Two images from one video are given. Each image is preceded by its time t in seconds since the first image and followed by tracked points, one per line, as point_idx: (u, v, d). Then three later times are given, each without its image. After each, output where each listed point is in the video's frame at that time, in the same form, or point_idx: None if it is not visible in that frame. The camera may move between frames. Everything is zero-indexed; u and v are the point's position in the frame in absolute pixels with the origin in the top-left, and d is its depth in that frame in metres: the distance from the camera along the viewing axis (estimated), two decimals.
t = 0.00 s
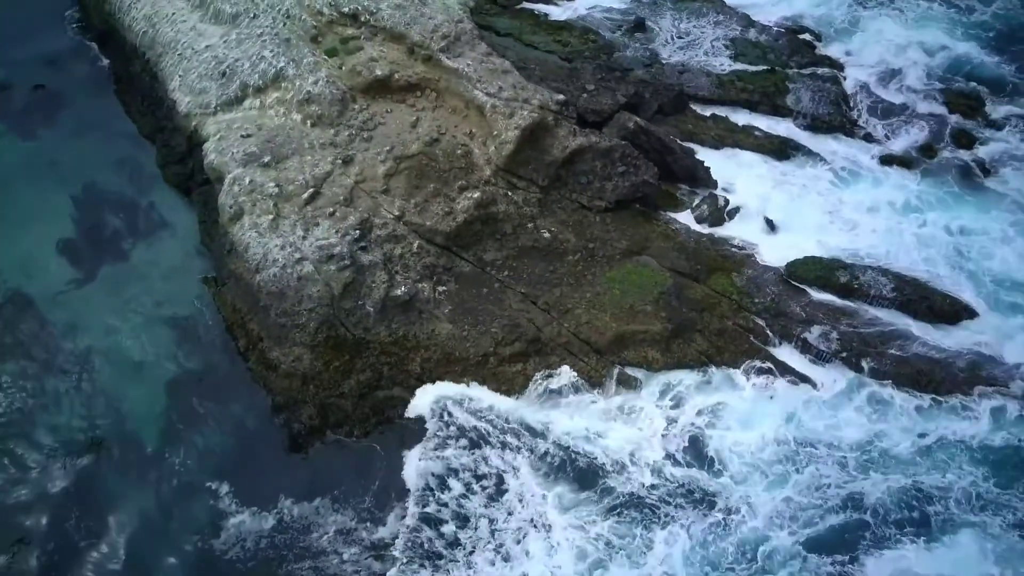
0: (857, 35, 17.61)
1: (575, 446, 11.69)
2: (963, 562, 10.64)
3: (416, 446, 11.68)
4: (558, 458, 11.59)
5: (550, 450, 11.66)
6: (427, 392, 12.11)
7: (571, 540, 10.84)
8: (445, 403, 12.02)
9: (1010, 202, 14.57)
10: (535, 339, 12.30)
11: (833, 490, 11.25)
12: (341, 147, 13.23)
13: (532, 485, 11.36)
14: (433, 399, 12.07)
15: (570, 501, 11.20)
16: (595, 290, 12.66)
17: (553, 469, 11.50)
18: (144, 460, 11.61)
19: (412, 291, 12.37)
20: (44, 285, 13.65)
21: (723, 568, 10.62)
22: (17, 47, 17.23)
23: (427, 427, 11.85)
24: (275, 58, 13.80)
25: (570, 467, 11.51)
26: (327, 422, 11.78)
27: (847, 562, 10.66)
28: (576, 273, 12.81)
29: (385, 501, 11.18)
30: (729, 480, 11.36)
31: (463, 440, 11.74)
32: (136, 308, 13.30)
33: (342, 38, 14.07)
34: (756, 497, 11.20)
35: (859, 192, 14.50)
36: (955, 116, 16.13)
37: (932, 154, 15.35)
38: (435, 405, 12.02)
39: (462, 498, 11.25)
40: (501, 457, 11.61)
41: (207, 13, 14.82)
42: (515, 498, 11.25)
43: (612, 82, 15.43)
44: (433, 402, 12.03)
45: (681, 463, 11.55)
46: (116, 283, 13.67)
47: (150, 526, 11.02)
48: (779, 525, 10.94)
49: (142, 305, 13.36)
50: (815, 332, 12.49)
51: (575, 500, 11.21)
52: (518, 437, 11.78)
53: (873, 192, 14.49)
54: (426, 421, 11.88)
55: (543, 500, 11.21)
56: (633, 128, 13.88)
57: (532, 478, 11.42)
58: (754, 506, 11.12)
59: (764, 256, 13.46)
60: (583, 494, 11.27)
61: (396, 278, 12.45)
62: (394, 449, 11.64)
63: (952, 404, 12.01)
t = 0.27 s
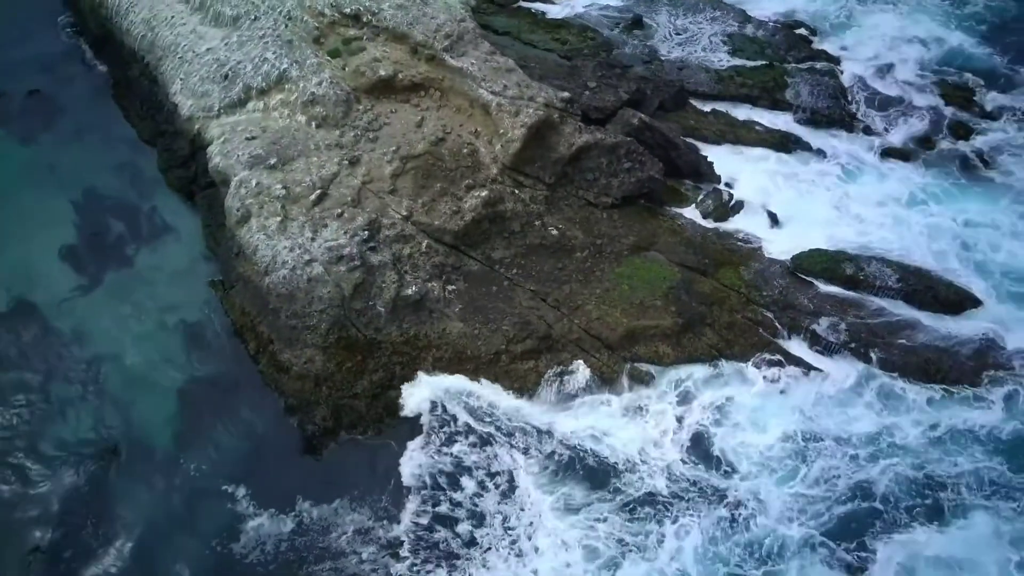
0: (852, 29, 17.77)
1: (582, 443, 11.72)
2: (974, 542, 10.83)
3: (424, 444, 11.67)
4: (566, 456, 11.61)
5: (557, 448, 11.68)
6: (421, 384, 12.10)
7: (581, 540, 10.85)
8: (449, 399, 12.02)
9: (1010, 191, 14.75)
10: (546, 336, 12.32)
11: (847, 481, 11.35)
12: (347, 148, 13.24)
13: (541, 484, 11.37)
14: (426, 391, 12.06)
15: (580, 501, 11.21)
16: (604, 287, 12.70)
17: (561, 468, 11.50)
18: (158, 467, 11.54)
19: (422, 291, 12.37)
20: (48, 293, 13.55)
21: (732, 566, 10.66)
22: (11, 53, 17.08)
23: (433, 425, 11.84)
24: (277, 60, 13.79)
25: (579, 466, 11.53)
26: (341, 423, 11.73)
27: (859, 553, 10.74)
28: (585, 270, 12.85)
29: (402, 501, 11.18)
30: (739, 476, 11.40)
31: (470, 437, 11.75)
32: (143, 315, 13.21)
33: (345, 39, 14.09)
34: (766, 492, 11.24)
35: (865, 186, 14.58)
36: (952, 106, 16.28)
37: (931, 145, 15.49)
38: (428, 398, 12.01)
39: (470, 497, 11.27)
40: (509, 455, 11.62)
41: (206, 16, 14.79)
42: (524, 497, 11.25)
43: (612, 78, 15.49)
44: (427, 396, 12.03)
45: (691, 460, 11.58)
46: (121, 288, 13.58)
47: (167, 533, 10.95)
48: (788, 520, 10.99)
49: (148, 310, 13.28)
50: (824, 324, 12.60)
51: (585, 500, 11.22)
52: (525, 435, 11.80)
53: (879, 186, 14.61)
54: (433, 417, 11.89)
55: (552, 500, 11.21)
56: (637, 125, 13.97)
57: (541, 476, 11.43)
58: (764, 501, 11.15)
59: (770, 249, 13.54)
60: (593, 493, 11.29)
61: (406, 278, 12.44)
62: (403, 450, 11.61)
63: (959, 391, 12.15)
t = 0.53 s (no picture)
0: (847, 24, 17.91)
1: (592, 441, 11.76)
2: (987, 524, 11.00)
3: (434, 444, 11.67)
4: (575, 455, 11.64)
5: (565, 447, 11.71)
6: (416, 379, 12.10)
7: (591, 539, 10.88)
8: (457, 398, 12.03)
9: (1008, 182, 14.95)
10: (557, 333, 12.34)
11: (859, 470, 11.47)
12: (352, 149, 13.23)
13: (550, 483, 11.39)
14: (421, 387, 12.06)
15: (592, 500, 11.24)
16: (613, 282, 12.75)
17: (570, 468, 11.53)
18: (173, 472, 11.49)
19: (432, 290, 12.38)
20: (52, 301, 13.43)
21: (737, 563, 10.68)
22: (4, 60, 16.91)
23: (443, 423, 11.85)
24: (280, 62, 13.76)
25: (589, 465, 11.56)
26: (356, 424, 11.71)
27: (867, 543, 10.84)
28: (593, 266, 12.89)
29: (420, 500, 11.18)
30: (750, 470, 11.49)
31: (479, 437, 11.77)
32: (150, 320, 13.14)
33: (347, 40, 14.09)
34: (776, 487, 11.32)
35: (869, 180, 14.70)
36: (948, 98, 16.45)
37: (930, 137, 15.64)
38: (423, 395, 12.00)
39: (479, 495, 11.28)
40: (518, 455, 11.64)
41: (206, 19, 14.74)
42: (533, 497, 11.27)
43: (613, 76, 15.54)
44: (422, 392, 12.02)
45: (703, 457, 11.64)
46: (127, 294, 13.48)
47: (183, 538, 10.90)
48: (797, 515, 11.06)
49: (155, 316, 13.19)
50: (832, 315, 12.71)
51: (596, 499, 11.25)
52: (534, 434, 11.82)
53: (884, 180, 14.73)
54: (443, 416, 11.89)
55: (562, 499, 11.24)
56: (641, 122, 14.04)
57: (551, 476, 11.45)
58: (774, 497, 11.23)
59: (775, 242, 13.67)
60: (605, 492, 11.31)
61: (416, 278, 12.46)
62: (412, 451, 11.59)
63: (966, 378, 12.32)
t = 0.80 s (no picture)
0: (840, 18, 18.07)
1: (601, 439, 11.79)
2: (999, 511, 11.18)
3: (443, 444, 11.67)
4: (584, 455, 11.65)
5: (573, 446, 11.73)
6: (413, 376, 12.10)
7: (603, 538, 10.93)
8: (465, 397, 12.03)
9: (1005, 171, 15.15)
10: (568, 329, 12.37)
11: (869, 459, 11.61)
12: (358, 150, 13.24)
13: (561, 482, 11.42)
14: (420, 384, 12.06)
15: (604, 498, 11.29)
16: (621, 278, 12.81)
17: (580, 467, 11.55)
18: (188, 477, 11.45)
19: (442, 289, 12.39)
20: (57, 307, 13.31)
21: (748, 559, 10.76)
22: None
23: (452, 423, 11.85)
24: (282, 64, 13.75)
25: (600, 463, 11.58)
26: (369, 424, 11.73)
27: (878, 529, 11.01)
28: (601, 262, 12.94)
29: (436, 499, 11.21)
30: (763, 460, 11.59)
31: (487, 436, 11.77)
32: (157, 326, 13.06)
33: (348, 41, 14.10)
34: (786, 481, 11.41)
35: (869, 172, 14.85)
36: (943, 89, 16.61)
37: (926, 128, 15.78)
38: (423, 391, 12.01)
39: (489, 495, 11.31)
40: (527, 454, 11.65)
41: (205, 22, 14.70)
42: (543, 496, 11.30)
43: (613, 73, 15.59)
44: (421, 390, 12.02)
45: (716, 454, 11.68)
46: (132, 299, 13.39)
47: (199, 543, 10.87)
48: (806, 509, 11.16)
49: (162, 321, 13.12)
50: (840, 305, 12.83)
51: (608, 497, 11.30)
52: (543, 433, 11.83)
53: (886, 173, 14.86)
54: (451, 416, 11.89)
55: (572, 498, 11.27)
56: (643, 118, 14.13)
57: (562, 475, 11.48)
58: (785, 491, 11.32)
59: (780, 233, 13.77)
60: (618, 490, 11.35)
61: (425, 277, 12.47)
62: (421, 452, 11.58)
63: (973, 366, 12.46)
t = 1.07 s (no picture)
0: (834, 13, 18.22)
1: (610, 437, 11.83)
2: (1010, 490, 11.41)
3: (455, 443, 11.71)
4: (594, 454, 11.69)
5: (583, 445, 11.76)
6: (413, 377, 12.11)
7: (617, 536, 10.99)
8: (473, 398, 12.05)
9: (1002, 160, 15.33)
10: (578, 325, 12.41)
11: (878, 448, 11.75)
12: (364, 151, 13.25)
13: (572, 481, 11.46)
14: (422, 381, 12.11)
15: (617, 496, 11.33)
16: (630, 273, 12.86)
17: (590, 466, 11.59)
18: (203, 482, 11.42)
19: (452, 288, 12.39)
20: (62, 314, 13.21)
21: (762, 554, 10.84)
22: None
23: (461, 424, 11.88)
24: (285, 66, 13.81)
25: (611, 462, 11.62)
26: (383, 425, 11.76)
27: (891, 515, 11.15)
28: (609, 258, 12.99)
29: (452, 498, 11.25)
30: (775, 451, 11.71)
31: (496, 436, 11.79)
32: (165, 331, 12.98)
33: (350, 42, 14.19)
34: (796, 474, 11.52)
35: (870, 165, 15.00)
36: (938, 81, 16.77)
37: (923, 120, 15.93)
38: (425, 387, 12.07)
39: (500, 494, 11.33)
40: (537, 454, 11.69)
41: (205, 25, 14.77)
42: (555, 495, 11.34)
43: (613, 70, 15.63)
44: (422, 387, 12.07)
45: (728, 448, 11.76)
46: (138, 305, 13.32)
47: (214, 548, 10.86)
48: (815, 505, 11.24)
49: (169, 326, 13.05)
50: (847, 296, 12.95)
51: (621, 495, 11.34)
52: (552, 432, 11.86)
53: (887, 166, 15.00)
54: (460, 418, 11.91)
55: (585, 497, 11.31)
56: (646, 114, 14.20)
57: (572, 475, 11.51)
58: (795, 486, 11.41)
59: (785, 226, 13.88)
60: (630, 489, 11.39)
61: (435, 276, 12.47)
62: (432, 455, 11.59)
63: (978, 355, 12.61)
